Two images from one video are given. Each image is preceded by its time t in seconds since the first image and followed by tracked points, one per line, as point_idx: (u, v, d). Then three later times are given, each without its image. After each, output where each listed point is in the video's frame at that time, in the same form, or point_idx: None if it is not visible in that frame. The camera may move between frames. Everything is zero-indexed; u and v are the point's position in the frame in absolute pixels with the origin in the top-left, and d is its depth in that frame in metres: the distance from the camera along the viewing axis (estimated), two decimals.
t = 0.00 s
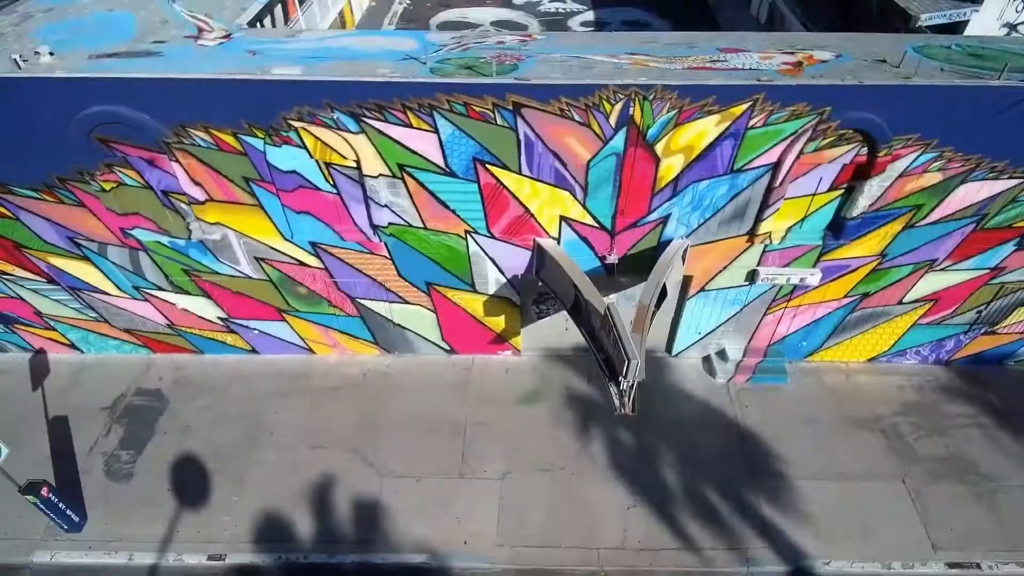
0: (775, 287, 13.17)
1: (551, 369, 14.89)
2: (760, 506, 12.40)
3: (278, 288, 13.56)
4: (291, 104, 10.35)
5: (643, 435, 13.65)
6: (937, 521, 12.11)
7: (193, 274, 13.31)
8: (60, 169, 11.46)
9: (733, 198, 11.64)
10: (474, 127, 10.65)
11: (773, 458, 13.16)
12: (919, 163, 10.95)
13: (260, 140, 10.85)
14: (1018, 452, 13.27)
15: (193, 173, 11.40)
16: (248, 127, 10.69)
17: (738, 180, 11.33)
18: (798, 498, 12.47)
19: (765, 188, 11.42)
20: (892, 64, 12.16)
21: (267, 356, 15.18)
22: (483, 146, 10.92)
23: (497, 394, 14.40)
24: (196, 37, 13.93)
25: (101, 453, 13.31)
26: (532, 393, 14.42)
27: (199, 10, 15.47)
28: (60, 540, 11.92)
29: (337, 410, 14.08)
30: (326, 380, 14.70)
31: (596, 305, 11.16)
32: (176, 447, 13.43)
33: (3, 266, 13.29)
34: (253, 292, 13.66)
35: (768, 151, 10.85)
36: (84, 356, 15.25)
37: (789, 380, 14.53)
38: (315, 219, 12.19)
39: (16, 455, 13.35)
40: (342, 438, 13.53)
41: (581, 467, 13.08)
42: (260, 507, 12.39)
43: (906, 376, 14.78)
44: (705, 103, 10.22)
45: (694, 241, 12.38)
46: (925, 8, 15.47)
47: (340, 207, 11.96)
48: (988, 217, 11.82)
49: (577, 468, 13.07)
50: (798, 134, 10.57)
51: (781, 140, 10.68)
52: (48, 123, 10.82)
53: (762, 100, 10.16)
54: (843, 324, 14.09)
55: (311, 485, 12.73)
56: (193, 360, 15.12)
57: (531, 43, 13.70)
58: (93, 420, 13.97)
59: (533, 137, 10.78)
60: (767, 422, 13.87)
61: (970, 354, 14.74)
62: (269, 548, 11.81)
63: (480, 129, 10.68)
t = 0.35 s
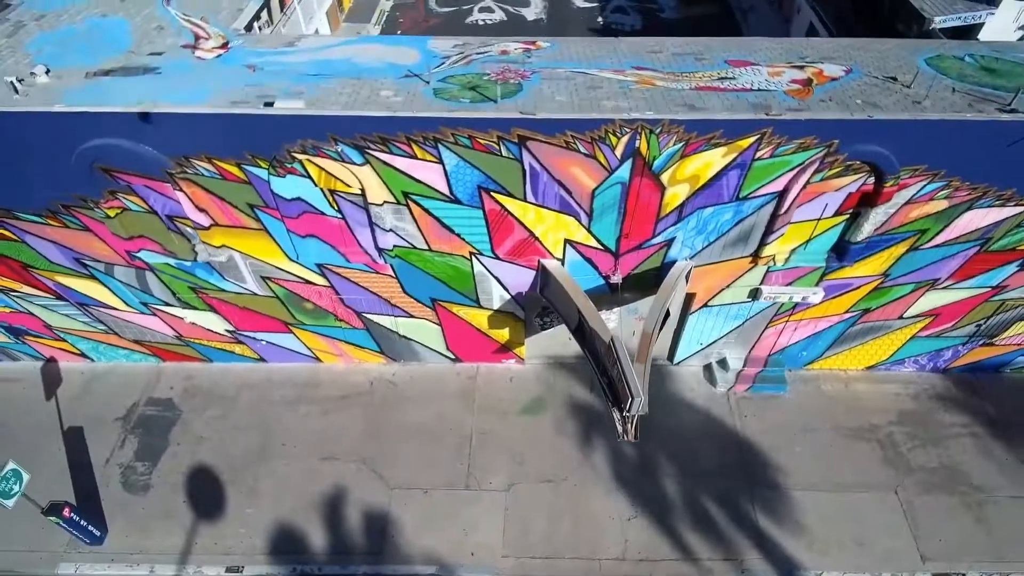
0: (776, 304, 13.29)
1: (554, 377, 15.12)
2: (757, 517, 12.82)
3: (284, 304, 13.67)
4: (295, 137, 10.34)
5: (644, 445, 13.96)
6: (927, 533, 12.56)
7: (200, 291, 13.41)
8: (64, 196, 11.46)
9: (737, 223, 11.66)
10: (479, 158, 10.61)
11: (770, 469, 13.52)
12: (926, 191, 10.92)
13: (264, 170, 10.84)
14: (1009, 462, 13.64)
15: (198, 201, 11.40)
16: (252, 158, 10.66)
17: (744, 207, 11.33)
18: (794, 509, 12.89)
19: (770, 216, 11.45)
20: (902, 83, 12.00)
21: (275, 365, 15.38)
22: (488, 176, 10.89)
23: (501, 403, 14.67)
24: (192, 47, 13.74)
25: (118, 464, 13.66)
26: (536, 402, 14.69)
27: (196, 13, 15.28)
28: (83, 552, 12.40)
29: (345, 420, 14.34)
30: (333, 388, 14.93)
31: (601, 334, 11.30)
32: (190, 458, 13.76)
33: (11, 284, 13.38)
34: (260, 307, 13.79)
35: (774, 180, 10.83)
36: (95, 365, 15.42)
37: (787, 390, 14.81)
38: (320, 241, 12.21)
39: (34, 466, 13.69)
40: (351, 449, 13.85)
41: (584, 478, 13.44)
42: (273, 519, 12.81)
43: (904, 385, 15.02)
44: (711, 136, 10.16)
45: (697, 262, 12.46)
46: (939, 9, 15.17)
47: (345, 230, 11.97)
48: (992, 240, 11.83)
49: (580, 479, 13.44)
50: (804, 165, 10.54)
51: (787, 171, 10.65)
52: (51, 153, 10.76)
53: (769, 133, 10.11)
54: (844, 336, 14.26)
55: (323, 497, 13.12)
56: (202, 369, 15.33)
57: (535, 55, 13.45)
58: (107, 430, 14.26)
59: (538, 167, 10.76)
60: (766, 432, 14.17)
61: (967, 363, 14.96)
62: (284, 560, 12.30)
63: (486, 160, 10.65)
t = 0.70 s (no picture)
0: (769, 327, 13.56)
1: (552, 392, 15.49)
2: (746, 532, 13.37)
3: (288, 326, 13.96)
4: (296, 180, 10.51)
5: (639, 460, 14.43)
6: (909, 547, 13.11)
7: (205, 315, 13.69)
8: (69, 231, 11.66)
9: (732, 255, 11.86)
10: (478, 198, 10.79)
11: (761, 484, 14.01)
12: (917, 227, 11.08)
13: (266, 209, 11.02)
14: (992, 477, 14.12)
15: (201, 236, 11.61)
16: (254, 198, 10.84)
17: (738, 241, 11.52)
18: (781, 524, 13.44)
19: (764, 249, 11.65)
20: (899, 114, 12.05)
21: (279, 379, 15.73)
22: (486, 214, 11.07)
23: (501, 418, 15.08)
24: (189, 70, 13.75)
25: (131, 480, 14.17)
26: (534, 418, 15.09)
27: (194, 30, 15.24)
28: (101, 567, 13.00)
29: (349, 436, 14.78)
30: (337, 404, 15.33)
31: (597, 368, 11.61)
32: (200, 474, 14.26)
33: (20, 308, 13.66)
34: (264, 329, 14.09)
35: (768, 218, 11.01)
36: (104, 380, 15.79)
37: (779, 404, 15.08)
38: (321, 271, 12.44)
39: (49, 481, 14.19)
40: (355, 465, 14.33)
41: (581, 493, 13.95)
42: (283, 535, 13.37)
43: (893, 399, 15.41)
44: (706, 179, 10.33)
45: (692, 289, 12.69)
46: (940, 25, 15.11)
47: (347, 261, 12.17)
48: (982, 270, 12.04)
49: (577, 494, 13.95)
50: (798, 205, 10.70)
51: (781, 210, 10.81)
52: (56, 192, 10.91)
53: (763, 176, 10.26)
54: (835, 354, 14.58)
55: (329, 512, 13.66)
56: (208, 384, 15.70)
57: (533, 79, 13.46)
58: (119, 446, 14.72)
59: (536, 206, 10.94)
60: (757, 447, 14.61)
61: (955, 378, 15.32)
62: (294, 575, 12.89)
63: (484, 200, 10.82)
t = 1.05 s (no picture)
0: (754, 348, 13.89)
1: (543, 406, 15.92)
2: (729, 545, 13.93)
3: (285, 346, 14.31)
4: (290, 221, 10.76)
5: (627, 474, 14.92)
6: (885, 560, 13.69)
7: (204, 337, 14.04)
8: (70, 264, 11.92)
9: (716, 285, 12.14)
10: (467, 236, 11.05)
11: (744, 498, 14.53)
12: (897, 261, 11.36)
13: (261, 245, 11.28)
14: (967, 490, 14.65)
15: (198, 268, 11.88)
16: (249, 236, 11.09)
17: (722, 273, 11.81)
18: (762, 537, 14.01)
19: (747, 280, 11.94)
20: (884, 144, 12.21)
21: (278, 393, 16.14)
22: (476, 249, 11.34)
23: (494, 433, 15.52)
24: (182, 94, 13.85)
25: (136, 494, 14.69)
26: (526, 432, 15.55)
27: (185, 48, 15.25)
28: None
29: (347, 450, 15.27)
30: (335, 418, 15.77)
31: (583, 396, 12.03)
32: (204, 488, 14.77)
33: (24, 331, 14.00)
34: (262, 349, 14.45)
35: (751, 253, 11.28)
36: (108, 394, 16.19)
37: (763, 418, 15.54)
38: (316, 299, 12.73)
39: (58, 495, 14.70)
40: (353, 479, 14.84)
41: (571, 507, 14.47)
42: (284, 548, 13.94)
43: (875, 412, 15.84)
44: (690, 219, 10.59)
45: (679, 315, 12.99)
46: (932, 43, 15.15)
47: (341, 290, 12.45)
48: (961, 299, 12.34)
49: (567, 508, 14.47)
50: (779, 243, 10.99)
51: (763, 247, 11.10)
52: (55, 230, 11.14)
53: (745, 217, 10.53)
54: (819, 371, 14.95)
55: (329, 526, 14.21)
56: (209, 398, 16.12)
57: (523, 104, 13.58)
58: (124, 460, 15.20)
59: (524, 242, 11.21)
60: (742, 460, 15.10)
61: (936, 392, 15.74)
62: None
63: (473, 237, 11.09)
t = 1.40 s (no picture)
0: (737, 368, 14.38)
1: (535, 418, 16.52)
2: (710, 554, 14.66)
3: (285, 365, 14.82)
4: (286, 261, 11.18)
5: (614, 485, 15.59)
6: (857, 568, 14.41)
7: (206, 358, 14.54)
8: (75, 297, 12.35)
9: (698, 314, 12.59)
10: (457, 273, 11.48)
11: (725, 508, 15.22)
12: (871, 295, 11.79)
13: (258, 281, 11.69)
14: (939, 499, 15.33)
15: (198, 300, 12.33)
16: (247, 273, 11.52)
17: (703, 304, 12.25)
18: (741, 546, 14.73)
19: (728, 310, 12.40)
20: (864, 177, 12.51)
21: (278, 406, 16.73)
22: (466, 284, 11.78)
23: (487, 445, 16.15)
24: (177, 120, 14.09)
25: (145, 505, 15.39)
26: (518, 443, 16.18)
27: (179, 69, 15.40)
28: None
29: (345, 462, 15.92)
30: (334, 430, 16.38)
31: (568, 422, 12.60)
32: (210, 499, 15.46)
33: (32, 353, 14.50)
34: (263, 367, 14.98)
35: (731, 287, 11.73)
36: (114, 406, 16.78)
37: (745, 429, 16.22)
38: (313, 326, 13.19)
39: (70, 505, 15.39)
40: (351, 490, 15.52)
41: (560, 516, 15.17)
42: (287, 557, 14.67)
43: (855, 424, 16.44)
44: (671, 259, 11.01)
45: (663, 339, 13.45)
46: (919, 64, 15.36)
47: (337, 318, 12.91)
48: (935, 326, 12.78)
49: (557, 517, 15.17)
50: (757, 279, 11.43)
51: (741, 283, 11.56)
52: (60, 268, 11.55)
53: (724, 258, 10.97)
54: (800, 387, 15.50)
55: (329, 536, 14.92)
56: (213, 410, 16.72)
57: (513, 132, 13.86)
58: (132, 471, 15.87)
59: (512, 278, 11.65)
60: (724, 471, 15.75)
61: (914, 404, 16.30)
62: None
63: (462, 274, 11.51)
